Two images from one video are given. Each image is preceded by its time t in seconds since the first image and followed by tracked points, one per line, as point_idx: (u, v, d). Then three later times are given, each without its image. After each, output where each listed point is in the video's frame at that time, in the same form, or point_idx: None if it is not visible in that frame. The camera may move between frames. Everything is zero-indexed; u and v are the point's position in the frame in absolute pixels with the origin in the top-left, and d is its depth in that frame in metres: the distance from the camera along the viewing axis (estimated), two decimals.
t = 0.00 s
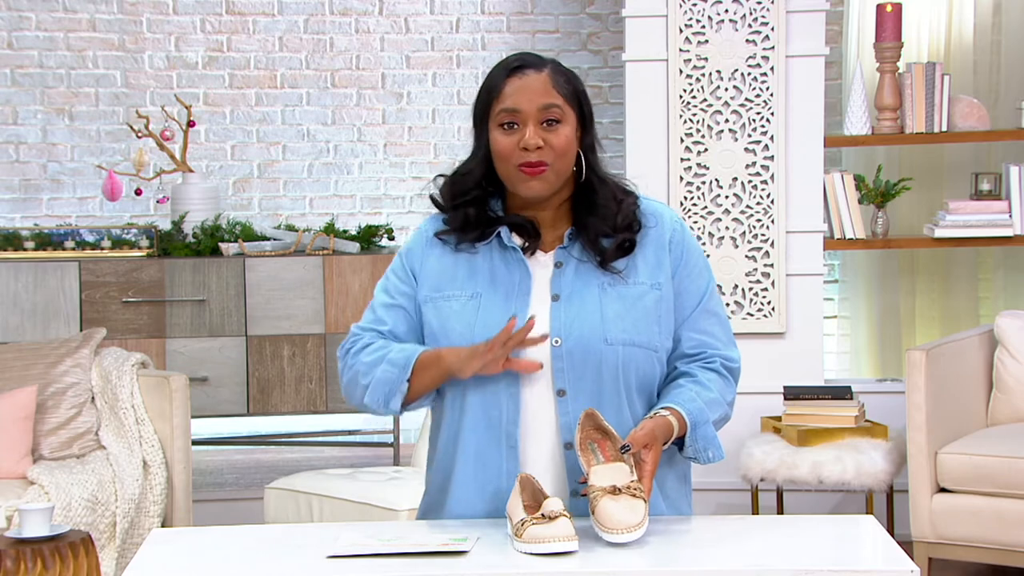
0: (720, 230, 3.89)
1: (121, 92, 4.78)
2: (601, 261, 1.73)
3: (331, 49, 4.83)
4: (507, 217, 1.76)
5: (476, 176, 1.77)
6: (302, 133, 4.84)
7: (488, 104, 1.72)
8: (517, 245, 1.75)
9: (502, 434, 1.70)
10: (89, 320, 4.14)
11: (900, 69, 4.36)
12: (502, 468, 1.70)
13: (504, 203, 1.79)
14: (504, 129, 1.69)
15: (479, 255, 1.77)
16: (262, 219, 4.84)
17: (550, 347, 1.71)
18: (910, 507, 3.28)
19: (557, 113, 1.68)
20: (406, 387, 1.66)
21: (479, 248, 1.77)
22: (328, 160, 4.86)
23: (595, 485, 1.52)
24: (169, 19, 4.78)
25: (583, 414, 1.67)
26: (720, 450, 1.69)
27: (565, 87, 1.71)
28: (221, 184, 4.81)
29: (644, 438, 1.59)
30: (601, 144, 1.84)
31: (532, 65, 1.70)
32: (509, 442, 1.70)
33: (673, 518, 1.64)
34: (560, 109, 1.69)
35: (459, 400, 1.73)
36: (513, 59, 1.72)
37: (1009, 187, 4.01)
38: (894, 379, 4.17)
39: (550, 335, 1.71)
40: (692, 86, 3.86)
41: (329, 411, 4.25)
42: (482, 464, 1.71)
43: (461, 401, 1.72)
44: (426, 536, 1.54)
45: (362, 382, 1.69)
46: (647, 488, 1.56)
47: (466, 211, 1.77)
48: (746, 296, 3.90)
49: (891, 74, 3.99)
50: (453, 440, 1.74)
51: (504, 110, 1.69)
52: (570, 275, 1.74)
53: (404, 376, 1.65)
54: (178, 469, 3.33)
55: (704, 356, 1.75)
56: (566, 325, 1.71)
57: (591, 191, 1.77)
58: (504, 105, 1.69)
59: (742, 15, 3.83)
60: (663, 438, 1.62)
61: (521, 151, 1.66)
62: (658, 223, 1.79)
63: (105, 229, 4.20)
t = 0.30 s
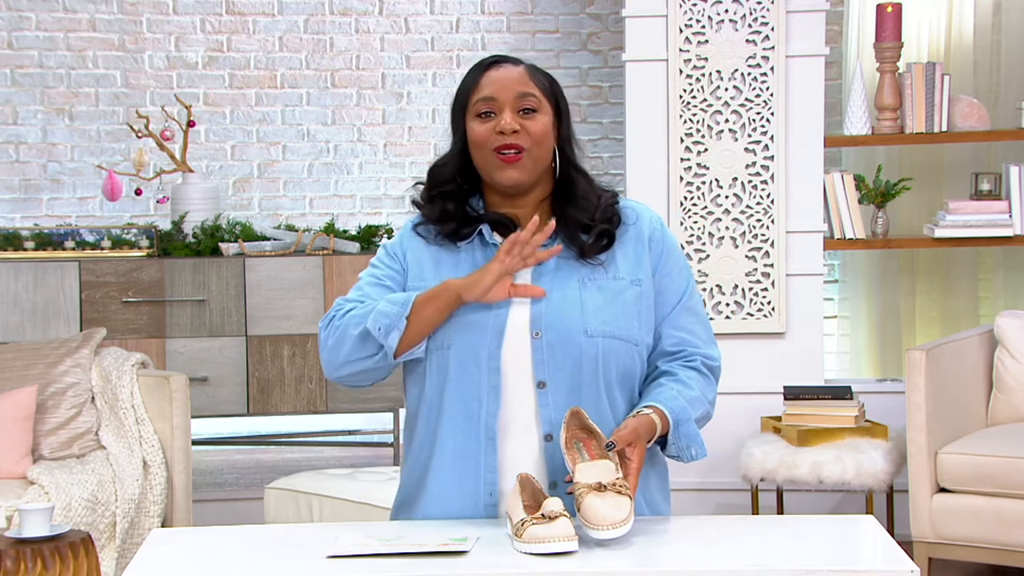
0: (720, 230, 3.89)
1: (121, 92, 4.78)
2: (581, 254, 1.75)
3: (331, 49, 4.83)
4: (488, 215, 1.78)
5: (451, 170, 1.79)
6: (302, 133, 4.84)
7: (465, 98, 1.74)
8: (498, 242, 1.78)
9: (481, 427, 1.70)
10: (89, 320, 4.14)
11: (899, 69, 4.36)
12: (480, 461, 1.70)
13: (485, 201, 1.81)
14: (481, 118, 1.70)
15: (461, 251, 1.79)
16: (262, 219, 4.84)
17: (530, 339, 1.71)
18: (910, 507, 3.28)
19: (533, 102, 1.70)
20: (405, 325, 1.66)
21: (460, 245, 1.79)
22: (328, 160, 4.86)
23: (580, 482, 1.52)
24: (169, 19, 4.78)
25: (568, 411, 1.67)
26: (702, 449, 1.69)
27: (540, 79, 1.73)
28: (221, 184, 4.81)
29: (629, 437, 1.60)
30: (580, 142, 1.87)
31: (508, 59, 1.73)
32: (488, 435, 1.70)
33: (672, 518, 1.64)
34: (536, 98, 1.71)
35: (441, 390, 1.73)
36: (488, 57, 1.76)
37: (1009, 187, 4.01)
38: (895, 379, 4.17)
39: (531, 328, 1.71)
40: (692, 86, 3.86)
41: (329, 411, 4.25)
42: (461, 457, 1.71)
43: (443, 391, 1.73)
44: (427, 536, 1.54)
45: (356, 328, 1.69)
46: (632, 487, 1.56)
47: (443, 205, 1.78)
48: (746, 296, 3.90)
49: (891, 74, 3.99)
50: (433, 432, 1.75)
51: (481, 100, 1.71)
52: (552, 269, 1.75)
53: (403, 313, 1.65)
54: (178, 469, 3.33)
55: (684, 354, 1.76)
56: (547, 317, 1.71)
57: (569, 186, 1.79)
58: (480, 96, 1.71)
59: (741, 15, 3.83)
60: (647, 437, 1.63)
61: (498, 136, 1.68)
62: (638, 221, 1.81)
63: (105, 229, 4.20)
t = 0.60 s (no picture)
0: (720, 230, 3.89)
1: (121, 92, 4.79)
2: (569, 253, 1.75)
3: (331, 49, 4.83)
4: (476, 215, 1.80)
5: (439, 170, 1.81)
6: (302, 133, 4.84)
7: (452, 99, 1.75)
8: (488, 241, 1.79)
9: (469, 425, 1.70)
10: (89, 320, 4.14)
11: (899, 69, 4.36)
12: (468, 460, 1.70)
13: (473, 203, 1.83)
14: (468, 116, 1.71)
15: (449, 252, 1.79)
16: (262, 219, 4.84)
17: (518, 337, 1.72)
18: (910, 507, 3.28)
19: (520, 99, 1.71)
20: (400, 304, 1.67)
21: (448, 245, 1.79)
22: (328, 160, 4.86)
23: (572, 485, 1.52)
24: (169, 19, 4.78)
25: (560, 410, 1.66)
26: (690, 448, 1.70)
27: (527, 79, 1.75)
28: (221, 184, 4.81)
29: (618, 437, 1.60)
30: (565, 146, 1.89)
31: (494, 61, 1.75)
32: (476, 432, 1.70)
33: (671, 518, 1.64)
34: (522, 96, 1.72)
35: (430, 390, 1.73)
36: (473, 60, 1.77)
37: (1009, 187, 4.01)
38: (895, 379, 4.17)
39: (519, 326, 1.72)
40: (692, 86, 3.86)
41: (329, 411, 4.25)
42: (448, 455, 1.71)
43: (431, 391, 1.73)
44: (427, 536, 1.54)
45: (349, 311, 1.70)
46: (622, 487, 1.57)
47: (430, 204, 1.80)
48: (746, 296, 3.90)
49: (891, 74, 3.99)
50: (421, 430, 1.74)
51: (468, 99, 1.71)
52: (539, 268, 1.76)
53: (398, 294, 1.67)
54: (178, 469, 3.33)
55: (672, 353, 1.76)
56: (535, 315, 1.72)
57: (557, 186, 1.81)
58: (467, 95, 1.72)
59: (741, 15, 3.83)
60: (635, 437, 1.63)
61: (485, 131, 1.68)
62: (624, 220, 1.81)
63: (105, 229, 4.20)
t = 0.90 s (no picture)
0: (720, 230, 3.89)
1: (121, 92, 4.79)
2: (567, 249, 1.75)
3: (331, 49, 4.83)
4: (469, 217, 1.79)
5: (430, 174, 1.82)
6: (302, 133, 4.84)
7: (444, 101, 1.74)
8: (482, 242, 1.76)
9: (473, 425, 1.70)
10: (89, 320, 4.14)
11: (899, 69, 4.36)
12: (473, 459, 1.70)
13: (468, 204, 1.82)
14: (461, 122, 1.70)
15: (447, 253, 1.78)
16: (262, 219, 4.84)
17: (521, 334, 1.71)
18: (910, 507, 3.28)
19: (513, 104, 1.70)
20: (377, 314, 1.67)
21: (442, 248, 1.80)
22: (328, 160, 4.86)
23: (576, 483, 1.52)
24: (169, 19, 4.78)
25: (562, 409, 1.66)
26: (694, 441, 1.71)
27: (520, 82, 1.73)
28: (221, 184, 4.81)
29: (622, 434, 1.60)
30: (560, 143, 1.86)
31: (487, 62, 1.73)
32: (481, 433, 1.70)
33: (670, 517, 1.64)
34: (517, 100, 1.70)
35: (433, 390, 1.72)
36: (466, 60, 1.75)
37: (1009, 187, 4.01)
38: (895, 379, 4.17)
39: (521, 323, 1.72)
40: (692, 86, 3.86)
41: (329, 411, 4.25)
42: (454, 455, 1.71)
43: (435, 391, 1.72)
44: (427, 536, 1.54)
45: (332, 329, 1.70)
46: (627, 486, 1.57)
47: (421, 208, 1.80)
48: (746, 296, 3.90)
49: (891, 74, 3.99)
50: (426, 431, 1.74)
51: (460, 104, 1.70)
52: (539, 265, 1.76)
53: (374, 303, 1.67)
54: (178, 469, 3.33)
55: (674, 347, 1.76)
56: (537, 311, 1.72)
57: (552, 185, 1.78)
58: (460, 99, 1.71)
59: (742, 15, 3.83)
60: (637, 432, 1.63)
61: (479, 140, 1.68)
62: (623, 215, 1.81)
63: (105, 229, 4.20)
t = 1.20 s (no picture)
0: (720, 230, 3.89)
1: (121, 92, 4.79)
2: (581, 256, 1.74)
3: (331, 49, 4.83)
4: (480, 220, 1.76)
5: (446, 180, 1.78)
6: (302, 133, 4.84)
7: (457, 105, 1.73)
8: (493, 246, 1.75)
9: (487, 434, 1.70)
10: (89, 320, 4.14)
11: (899, 69, 4.36)
12: (486, 467, 1.70)
13: (478, 206, 1.80)
14: (475, 128, 1.70)
15: (453, 259, 1.77)
16: (262, 219, 4.84)
17: (536, 342, 1.72)
18: (910, 507, 3.28)
19: (526, 109, 1.70)
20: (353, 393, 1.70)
21: (455, 253, 1.77)
22: (328, 160, 4.86)
23: (581, 489, 1.52)
24: (169, 19, 4.78)
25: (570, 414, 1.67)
26: (701, 445, 1.71)
27: (532, 84, 1.73)
28: (221, 184, 4.81)
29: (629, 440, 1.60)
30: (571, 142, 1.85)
31: (499, 64, 1.73)
32: (495, 441, 1.70)
33: (670, 517, 1.64)
34: (529, 105, 1.71)
35: (447, 400, 1.72)
36: (477, 61, 1.74)
37: (1009, 187, 4.01)
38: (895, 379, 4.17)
39: (536, 331, 1.72)
40: (692, 86, 3.86)
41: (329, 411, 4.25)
42: (468, 463, 1.71)
43: (449, 400, 1.72)
44: (427, 536, 1.54)
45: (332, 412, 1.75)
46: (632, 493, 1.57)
47: (437, 215, 1.78)
48: (746, 296, 3.90)
49: (891, 74, 3.99)
50: (440, 438, 1.74)
51: (473, 109, 1.70)
52: (552, 270, 1.75)
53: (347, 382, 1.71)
54: (178, 469, 3.33)
55: (683, 350, 1.76)
56: (552, 319, 1.72)
57: (565, 189, 1.78)
58: (473, 104, 1.70)
59: (742, 15, 3.83)
60: (644, 437, 1.63)
61: (494, 147, 1.68)
62: (634, 216, 1.81)
63: (105, 229, 4.20)
